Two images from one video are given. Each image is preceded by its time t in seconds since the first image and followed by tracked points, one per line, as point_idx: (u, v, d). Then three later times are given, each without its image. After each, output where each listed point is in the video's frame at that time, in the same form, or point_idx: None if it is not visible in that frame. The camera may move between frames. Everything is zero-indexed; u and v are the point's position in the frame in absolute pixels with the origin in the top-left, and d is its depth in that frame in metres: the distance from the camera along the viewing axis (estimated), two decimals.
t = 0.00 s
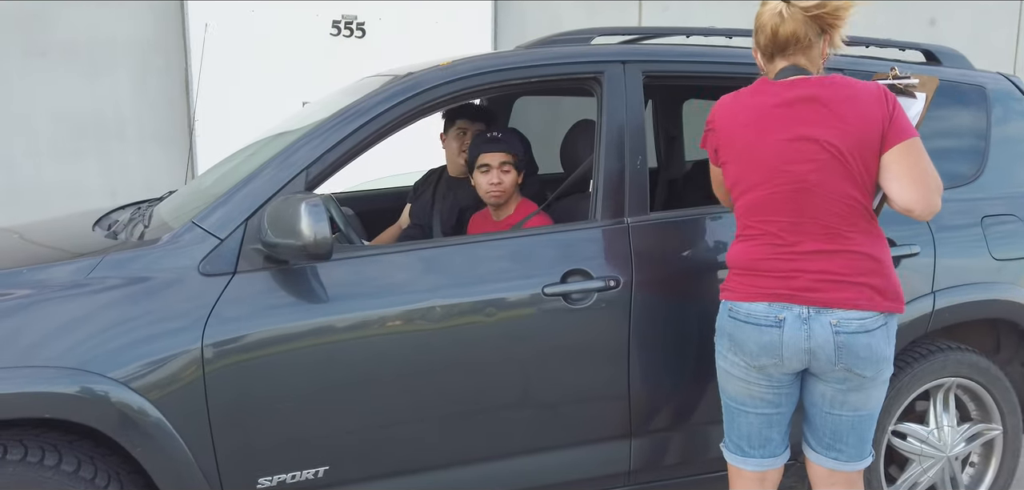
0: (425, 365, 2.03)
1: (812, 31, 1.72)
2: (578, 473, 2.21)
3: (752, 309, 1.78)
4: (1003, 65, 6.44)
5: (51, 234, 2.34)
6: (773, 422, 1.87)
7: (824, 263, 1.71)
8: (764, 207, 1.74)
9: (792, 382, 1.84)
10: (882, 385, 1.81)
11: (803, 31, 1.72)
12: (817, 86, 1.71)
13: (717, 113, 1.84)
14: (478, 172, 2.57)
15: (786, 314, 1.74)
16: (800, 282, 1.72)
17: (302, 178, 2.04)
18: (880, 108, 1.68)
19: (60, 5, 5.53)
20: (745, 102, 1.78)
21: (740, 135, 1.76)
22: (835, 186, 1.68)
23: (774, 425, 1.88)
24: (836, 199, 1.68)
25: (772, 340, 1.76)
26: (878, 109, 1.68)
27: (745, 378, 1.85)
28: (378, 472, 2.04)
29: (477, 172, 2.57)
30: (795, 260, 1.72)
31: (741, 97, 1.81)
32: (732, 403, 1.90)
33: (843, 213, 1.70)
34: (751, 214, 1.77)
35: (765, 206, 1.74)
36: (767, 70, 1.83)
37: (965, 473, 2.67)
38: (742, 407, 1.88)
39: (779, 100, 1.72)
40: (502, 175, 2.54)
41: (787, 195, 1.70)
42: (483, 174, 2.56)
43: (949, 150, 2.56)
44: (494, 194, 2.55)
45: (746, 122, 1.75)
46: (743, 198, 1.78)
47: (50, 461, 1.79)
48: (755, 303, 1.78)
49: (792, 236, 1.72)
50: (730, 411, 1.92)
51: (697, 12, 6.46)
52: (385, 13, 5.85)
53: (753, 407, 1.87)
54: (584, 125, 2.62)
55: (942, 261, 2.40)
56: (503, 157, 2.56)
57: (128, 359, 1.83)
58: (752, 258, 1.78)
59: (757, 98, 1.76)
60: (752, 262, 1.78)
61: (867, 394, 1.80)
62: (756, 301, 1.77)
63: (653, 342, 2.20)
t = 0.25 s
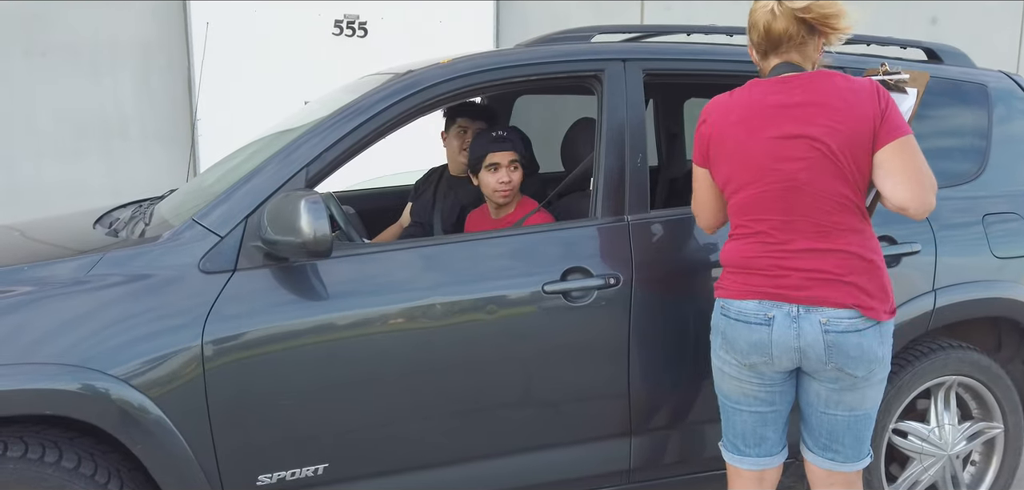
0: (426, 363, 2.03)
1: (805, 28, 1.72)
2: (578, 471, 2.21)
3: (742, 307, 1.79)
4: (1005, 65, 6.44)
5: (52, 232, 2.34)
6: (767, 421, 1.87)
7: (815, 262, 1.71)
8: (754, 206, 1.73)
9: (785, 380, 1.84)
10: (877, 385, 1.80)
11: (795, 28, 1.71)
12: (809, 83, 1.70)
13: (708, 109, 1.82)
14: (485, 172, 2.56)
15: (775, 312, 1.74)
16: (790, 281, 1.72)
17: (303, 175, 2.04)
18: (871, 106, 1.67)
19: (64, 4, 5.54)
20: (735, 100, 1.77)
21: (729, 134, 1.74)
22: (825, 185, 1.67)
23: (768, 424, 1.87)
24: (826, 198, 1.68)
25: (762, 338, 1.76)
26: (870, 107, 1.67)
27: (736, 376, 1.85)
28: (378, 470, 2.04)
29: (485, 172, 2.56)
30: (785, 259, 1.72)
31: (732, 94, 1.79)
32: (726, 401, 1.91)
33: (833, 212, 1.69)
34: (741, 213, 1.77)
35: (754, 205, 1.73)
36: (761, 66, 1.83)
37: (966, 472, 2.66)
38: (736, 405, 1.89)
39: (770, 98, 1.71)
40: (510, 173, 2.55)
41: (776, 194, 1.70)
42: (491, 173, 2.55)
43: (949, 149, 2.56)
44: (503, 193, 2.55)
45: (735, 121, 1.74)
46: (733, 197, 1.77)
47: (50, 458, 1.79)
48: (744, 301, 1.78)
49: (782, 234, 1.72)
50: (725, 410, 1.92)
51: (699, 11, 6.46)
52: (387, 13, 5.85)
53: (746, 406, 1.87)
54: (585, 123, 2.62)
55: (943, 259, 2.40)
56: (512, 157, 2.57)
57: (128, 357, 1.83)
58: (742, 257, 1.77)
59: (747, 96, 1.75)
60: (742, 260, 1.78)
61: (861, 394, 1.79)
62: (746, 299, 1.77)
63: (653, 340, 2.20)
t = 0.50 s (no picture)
0: (424, 362, 2.03)
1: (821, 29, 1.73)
2: (577, 471, 2.21)
3: (731, 308, 1.78)
4: (1008, 64, 6.42)
5: (52, 232, 2.35)
6: (757, 424, 1.86)
7: (805, 264, 1.71)
8: (745, 207, 1.73)
9: (774, 383, 1.83)
10: (867, 388, 1.80)
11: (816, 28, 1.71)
12: (807, 83, 1.69)
13: (700, 107, 1.81)
14: (489, 172, 2.56)
15: (765, 314, 1.74)
16: (780, 283, 1.72)
17: (301, 175, 2.04)
18: (867, 109, 1.66)
19: (66, 5, 5.56)
20: (729, 97, 1.75)
21: (723, 133, 1.73)
22: (817, 188, 1.67)
23: (758, 427, 1.87)
24: (818, 200, 1.67)
25: (750, 340, 1.76)
26: (866, 109, 1.67)
27: (724, 379, 1.84)
28: (377, 470, 2.05)
29: (491, 172, 2.55)
30: (776, 261, 1.72)
31: (726, 92, 1.77)
32: (716, 405, 1.90)
33: (824, 214, 1.69)
34: (732, 213, 1.76)
35: (745, 205, 1.72)
36: (758, 60, 1.78)
37: (966, 473, 2.66)
38: (726, 409, 1.88)
39: (765, 97, 1.70)
40: (514, 173, 2.55)
41: (769, 195, 1.69)
42: (495, 173, 2.55)
43: (949, 148, 2.55)
44: (507, 193, 2.55)
45: (729, 119, 1.72)
46: (725, 197, 1.77)
47: (49, 457, 1.80)
48: (734, 302, 1.78)
49: (773, 236, 1.72)
50: (714, 413, 1.91)
51: (701, 11, 6.46)
52: (388, 13, 5.86)
53: (736, 409, 1.86)
54: (584, 123, 2.62)
55: (943, 259, 2.40)
56: (516, 157, 2.57)
57: (127, 357, 1.83)
58: (733, 257, 1.77)
59: (742, 94, 1.73)
60: (732, 261, 1.77)
61: (852, 397, 1.79)
62: (735, 300, 1.77)
63: (651, 340, 2.20)
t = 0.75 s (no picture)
0: (422, 363, 2.03)
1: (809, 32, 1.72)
2: (575, 471, 2.21)
3: (720, 313, 1.77)
4: (1011, 63, 6.40)
5: (52, 232, 2.35)
6: (746, 430, 1.85)
7: (795, 268, 1.70)
8: (736, 210, 1.72)
9: (763, 389, 1.82)
10: (855, 392, 1.81)
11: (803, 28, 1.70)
12: (797, 84, 1.68)
13: (688, 108, 1.79)
14: (498, 172, 2.55)
15: (755, 320, 1.73)
16: (770, 287, 1.71)
17: (299, 176, 2.04)
18: (855, 109, 1.67)
19: (68, 6, 5.57)
20: (718, 98, 1.74)
21: (712, 134, 1.71)
22: (807, 190, 1.66)
23: (747, 433, 1.85)
24: (808, 203, 1.67)
25: (740, 346, 1.75)
26: (854, 110, 1.67)
27: (713, 385, 1.83)
28: (374, 470, 2.05)
29: (501, 173, 2.54)
30: (766, 265, 1.71)
31: (714, 92, 1.76)
32: (704, 411, 1.88)
33: (814, 217, 1.69)
34: (721, 216, 1.75)
35: (736, 209, 1.71)
36: (745, 60, 1.78)
37: (965, 473, 2.66)
38: (715, 415, 1.86)
39: (755, 98, 1.69)
40: (523, 174, 2.55)
41: (758, 198, 1.68)
42: (504, 173, 2.54)
43: (949, 149, 2.55)
44: (516, 193, 2.55)
45: (718, 121, 1.71)
46: (714, 200, 1.75)
47: (46, 457, 1.80)
48: (723, 307, 1.77)
49: (763, 239, 1.71)
50: (703, 418, 1.90)
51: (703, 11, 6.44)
52: (390, 13, 5.86)
53: (725, 415, 1.84)
54: (583, 123, 2.62)
55: (943, 259, 2.39)
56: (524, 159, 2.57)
57: (125, 357, 1.84)
58: (722, 261, 1.76)
59: (731, 95, 1.72)
60: (722, 265, 1.76)
61: (841, 401, 1.79)
62: (724, 305, 1.76)
63: (649, 341, 2.20)
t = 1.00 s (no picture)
0: (422, 362, 2.03)
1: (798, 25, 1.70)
2: (575, 470, 2.21)
3: (722, 318, 1.76)
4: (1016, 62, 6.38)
5: (52, 231, 2.35)
6: (747, 434, 1.84)
7: (796, 271, 1.69)
8: (736, 214, 1.70)
9: (765, 392, 1.81)
10: (858, 396, 1.80)
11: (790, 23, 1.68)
12: (793, 84, 1.67)
13: (684, 111, 1.78)
14: (500, 171, 2.54)
15: (756, 324, 1.72)
16: (771, 290, 1.70)
17: (298, 175, 2.04)
18: (854, 108, 1.65)
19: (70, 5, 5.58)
20: (715, 100, 1.73)
21: (710, 137, 1.70)
22: (808, 191, 1.65)
23: (748, 437, 1.84)
24: (809, 204, 1.66)
25: (742, 351, 1.73)
26: (853, 109, 1.66)
27: (714, 389, 1.82)
28: (374, 469, 2.05)
29: (503, 172, 2.53)
30: (767, 268, 1.70)
31: (712, 95, 1.75)
32: (705, 414, 1.88)
33: (815, 218, 1.67)
34: (721, 220, 1.74)
35: (735, 213, 1.70)
36: (740, 61, 1.77)
37: (967, 473, 2.65)
38: (715, 418, 1.85)
39: (751, 99, 1.68)
40: (525, 173, 2.55)
41: (758, 200, 1.67)
42: (507, 172, 2.53)
43: (950, 148, 2.54)
44: (519, 192, 2.54)
45: (716, 123, 1.70)
46: (714, 203, 1.74)
47: (45, 456, 1.80)
48: (723, 311, 1.75)
49: (763, 241, 1.69)
50: (705, 422, 1.89)
51: (706, 10, 6.42)
52: (392, 13, 5.86)
53: (726, 418, 1.84)
54: (584, 122, 2.61)
55: (945, 259, 2.38)
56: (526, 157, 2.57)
57: (124, 356, 1.84)
58: (723, 265, 1.75)
59: (728, 97, 1.71)
60: (723, 269, 1.75)
61: (843, 406, 1.78)
62: (725, 309, 1.75)
63: (649, 341, 2.20)
